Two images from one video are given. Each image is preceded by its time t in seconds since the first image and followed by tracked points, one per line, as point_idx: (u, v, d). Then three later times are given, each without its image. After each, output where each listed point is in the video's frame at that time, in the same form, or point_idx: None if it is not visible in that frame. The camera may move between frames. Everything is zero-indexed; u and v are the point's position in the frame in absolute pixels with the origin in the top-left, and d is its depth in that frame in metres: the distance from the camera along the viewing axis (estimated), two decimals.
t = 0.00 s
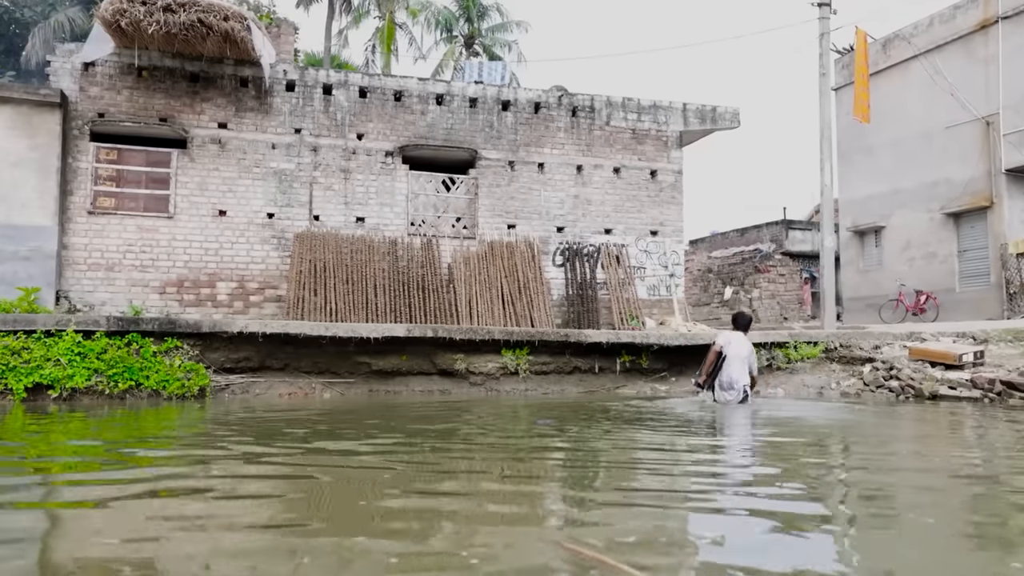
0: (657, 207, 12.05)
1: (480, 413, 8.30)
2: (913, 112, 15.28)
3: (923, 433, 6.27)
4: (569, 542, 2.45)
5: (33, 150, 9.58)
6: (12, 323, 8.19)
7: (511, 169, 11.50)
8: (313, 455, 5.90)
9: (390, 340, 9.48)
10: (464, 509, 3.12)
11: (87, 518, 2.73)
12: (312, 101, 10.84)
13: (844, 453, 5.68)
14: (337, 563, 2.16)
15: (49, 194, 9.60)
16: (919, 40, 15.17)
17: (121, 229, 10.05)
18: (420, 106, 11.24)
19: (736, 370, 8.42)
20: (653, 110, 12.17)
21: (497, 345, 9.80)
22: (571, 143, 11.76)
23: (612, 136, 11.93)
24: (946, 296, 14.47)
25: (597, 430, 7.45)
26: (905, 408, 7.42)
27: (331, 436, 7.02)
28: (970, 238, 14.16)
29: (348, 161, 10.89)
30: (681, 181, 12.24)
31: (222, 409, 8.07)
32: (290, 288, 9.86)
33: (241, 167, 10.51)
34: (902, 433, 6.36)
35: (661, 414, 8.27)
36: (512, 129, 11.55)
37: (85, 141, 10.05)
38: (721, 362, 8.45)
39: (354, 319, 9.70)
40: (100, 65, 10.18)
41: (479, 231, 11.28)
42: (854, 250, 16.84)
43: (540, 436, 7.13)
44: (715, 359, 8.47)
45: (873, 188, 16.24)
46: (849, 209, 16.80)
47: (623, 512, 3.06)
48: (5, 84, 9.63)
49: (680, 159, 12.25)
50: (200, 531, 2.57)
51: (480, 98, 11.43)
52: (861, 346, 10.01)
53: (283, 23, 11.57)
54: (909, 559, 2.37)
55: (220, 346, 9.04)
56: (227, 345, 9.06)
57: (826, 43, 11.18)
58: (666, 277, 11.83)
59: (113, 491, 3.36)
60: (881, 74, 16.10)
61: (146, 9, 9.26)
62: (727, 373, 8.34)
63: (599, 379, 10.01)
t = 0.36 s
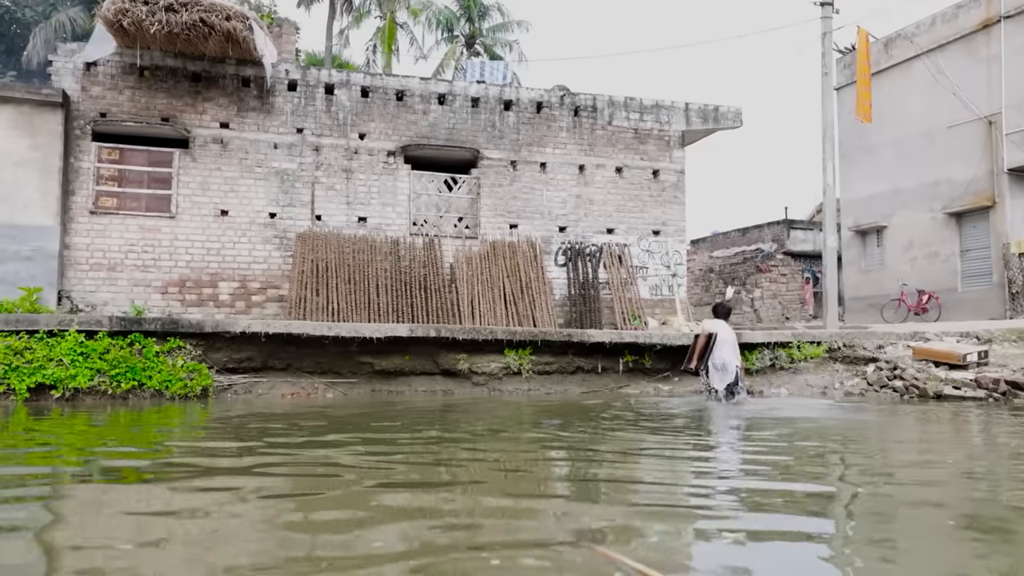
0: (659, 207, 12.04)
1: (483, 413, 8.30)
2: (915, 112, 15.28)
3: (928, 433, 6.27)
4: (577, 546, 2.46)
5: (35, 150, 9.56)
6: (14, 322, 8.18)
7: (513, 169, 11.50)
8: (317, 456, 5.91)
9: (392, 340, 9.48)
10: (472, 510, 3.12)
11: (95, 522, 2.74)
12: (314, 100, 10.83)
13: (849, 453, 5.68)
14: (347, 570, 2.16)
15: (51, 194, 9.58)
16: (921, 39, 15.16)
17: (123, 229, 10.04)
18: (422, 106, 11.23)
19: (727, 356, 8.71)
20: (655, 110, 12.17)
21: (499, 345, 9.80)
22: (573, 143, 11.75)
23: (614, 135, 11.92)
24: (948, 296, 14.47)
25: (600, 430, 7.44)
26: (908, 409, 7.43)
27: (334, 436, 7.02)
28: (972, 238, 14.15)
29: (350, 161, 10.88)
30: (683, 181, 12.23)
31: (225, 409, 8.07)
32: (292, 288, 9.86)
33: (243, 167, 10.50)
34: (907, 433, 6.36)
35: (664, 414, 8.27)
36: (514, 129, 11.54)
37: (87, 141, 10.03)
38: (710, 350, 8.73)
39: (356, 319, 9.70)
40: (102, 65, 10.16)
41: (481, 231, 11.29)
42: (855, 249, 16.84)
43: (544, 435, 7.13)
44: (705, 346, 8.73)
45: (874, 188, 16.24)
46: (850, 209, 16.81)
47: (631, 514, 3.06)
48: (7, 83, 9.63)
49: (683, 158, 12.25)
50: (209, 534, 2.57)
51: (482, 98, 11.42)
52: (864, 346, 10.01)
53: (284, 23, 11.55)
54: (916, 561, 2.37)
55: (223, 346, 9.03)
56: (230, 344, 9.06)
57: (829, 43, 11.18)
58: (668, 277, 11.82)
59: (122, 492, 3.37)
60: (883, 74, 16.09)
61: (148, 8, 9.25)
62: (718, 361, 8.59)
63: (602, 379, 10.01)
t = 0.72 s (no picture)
0: (660, 207, 12.04)
1: (485, 413, 8.30)
2: (916, 112, 15.29)
3: (932, 433, 6.28)
4: (580, 547, 2.45)
5: (36, 149, 9.54)
6: (16, 322, 8.18)
7: (514, 169, 11.49)
8: (319, 456, 5.90)
9: (394, 340, 9.47)
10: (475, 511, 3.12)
11: (99, 523, 2.73)
12: (315, 100, 10.82)
13: (851, 453, 5.69)
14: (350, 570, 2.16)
15: (52, 194, 9.57)
16: (923, 39, 15.17)
17: (124, 229, 10.03)
18: (423, 105, 11.23)
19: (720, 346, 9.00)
20: (656, 110, 12.17)
21: (501, 345, 9.80)
22: (574, 143, 11.74)
23: (615, 135, 11.92)
24: (949, 296, 14.47)
25: (603, 430, 7.45)
26: (912, 409, 7.43)
27: (337, 436, 7.02)
28: (973, 238, 14.15)
29: (351, 161, 10.87)
30: (684, 181, 12.23)
31: (227, 409, 8.07)
32: (293, 288, 9.85)
33: (244, 167, 10.49)
34: (911, 433, 6.36)
35: (667, 414, 8.27)
36: (516, 128, 11.53)
37: (88, 140, 10.02)
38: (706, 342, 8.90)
39: (358, 319, 9.69)
40: (103, 64, 10.15)
41: (482, 231, 11.29)
42: (856, 249, 16.85)
43: (547, 436, 7.13)
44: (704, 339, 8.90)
45: (875, 188, 16.26)
46: (851, 209, 16.82)
47: (633, 513, 3.06)
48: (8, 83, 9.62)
49: (684, 158, 12.24)
50: (213, 535, 2.57)
51: (483, 98, 11.42)
52: (866, 346, 10.02)
53: (285, 22, 11.52)
54: (915, 559, 2.39)
55: (225, 346, 9.02)
56: (231, 344, 9.05)
57: (830, 43, 11.18)
58: (669, 277, 11.82)
59: (127, 492, 3.36)
60: (884, 74, 16.09)
61: (150, 8, 9.24)
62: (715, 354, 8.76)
63: (604, 379, 10.00)
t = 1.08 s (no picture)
0: (663, 208, 12.04)
1: (489, 413, 8.31)
2: (918, 112, 15.29)
3: (937, 433, 6.29)
4: (583, 547, 2.45)
5: (39, 150, 9.55)
6: (20, 323, 8.23)
7: (517, 170, 11.49)
8: (322, 457, 5.91)
9: (397, 340, 9.47)
10: (477, 511, 3.12)
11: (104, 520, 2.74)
12: (318, 101, 10.82)
13: (853, 454, 5.70)
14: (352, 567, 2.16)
15: (55, 194, 9.57)
16: (925, 39, 15.17)
17: (128, 230, 10.04)
18: (426, 106, 11.23)
19: (725, 350, 9.28)
20: (659, 110, 12.16)
21: (505, 345, 9.80)
22: (577, 143, 11.74)
23: (618, 136, 11.92)
24: (951, 297, 14.46)
25: (608, 431, 7.45)
26: (916, 410, 7.43)
27: (339, 437, 7.02)
28: (975, 238, 14.15)
29: (354, 162, 10.87)
30: (687, 181, 12.22)
31: (230, 410, 8.08)
32: (296, 288, 9.85)
33: (247, 168, 10.50)
34: (916, 434, 6.36)
35: (671, 415, 8.27)
36: (518, 129, 11.54)
37: (91, 141, 10.03)
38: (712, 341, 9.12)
39: (361, 319, 9.70)
40: (106, 65, 10.16)
41: (485, 231, 11.29)
42: (858, 250, 16.86)
43: (552, 436, 7.13)
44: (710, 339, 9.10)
45: (877, 188, 16.28)
46: (853, 209, 16.83)
47: (636, 514, 3.06)
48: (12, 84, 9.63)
49: (686, 159, 12.24)
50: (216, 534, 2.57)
51: (486, 99, 11.43)
52: (870, 347, 10.02)
53: (287, 23, 11.50)
54: (916, 557, 2.39)
55: (228, 347, 9.03)
56: (235, 345, 9.06)
57: (832, 43, 11.19)
58: (672, 277, 11.81)
59: (133, 491, 3.37)
60: (886, 74, 16.09)
61: (153, 9, 9.24)
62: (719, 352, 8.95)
63: (607, 379, 10.01)
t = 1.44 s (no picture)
0: (666, 208, 12.04)
1: (493, 414, 8.32)
2: (920, 112, 15.30)
3: (940, 434, 6.30)
4: (587, 550, 2.47)
5: (42, 151, 9.56)
6: (25, 323, 8.28)
7: (519, 170, 11.49)
8: (326, 458, 5.93)
9: (400, 341, 9.49)
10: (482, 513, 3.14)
11: (112, 526, 2.76)
12: (320, 101, 10.82)
13: (856, 455, 5.71)
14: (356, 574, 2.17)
15: (58, 195, 9.58)
16: (927, 39, 15.17)
17: (131, 230, 10.05)
18: (429, 106, 11.23)
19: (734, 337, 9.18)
20: (662, 110, 12.17)
21: (508, 346, 9.81)
22: (579, 144, 11.74)
23: (621, 136, 11.92)
24: (954, 297, 14.46)
25: (612, 431, 7.47)
26: (920, 410, 7.44)
27: (343, 437, 7.04)
28: (978, 238, 14.15)
29: (357, 162, 10.88)
30: (690, 181, 12.23)
31: (234, 410, 8.10)
32: (299, 289, 9.86)
33: (250, 168, 10.50)
34: (919, 435, 6.38)
35: (675, 415, 8.29)
36: (521, 130, 11.54)
37: (94, 142, 10.04)
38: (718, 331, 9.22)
39: (364, 319, 9.70)
40: (109, 66, 10.17)
41: (488, 232, 11.29)
42: (860, 250, 16.87)
43: (556, 437, 7.15)
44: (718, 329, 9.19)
45: (879, 188, 16.29)
46: (855, 209, 16.85)
47: (639, 515, 3.07)
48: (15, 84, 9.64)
49: (689, 159, 12.24)
50: (222, 540, 2.59)
51: (488, 99, 11.44)
52: (873, 347, 10.03)
53: (290, 23, 11.50)
54: (919, 559, 2.41)
55: (232, 347, 9.05)
56: (239, 346, 9.08)
57: (835, 43, 11.18)
58: (674, 277, 11.82)
59: (140, 495, 3.39)
60: (888, 74, 16.10)
61: (156, 9, 9.25)
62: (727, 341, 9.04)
63: (610, 380, 10.02)
